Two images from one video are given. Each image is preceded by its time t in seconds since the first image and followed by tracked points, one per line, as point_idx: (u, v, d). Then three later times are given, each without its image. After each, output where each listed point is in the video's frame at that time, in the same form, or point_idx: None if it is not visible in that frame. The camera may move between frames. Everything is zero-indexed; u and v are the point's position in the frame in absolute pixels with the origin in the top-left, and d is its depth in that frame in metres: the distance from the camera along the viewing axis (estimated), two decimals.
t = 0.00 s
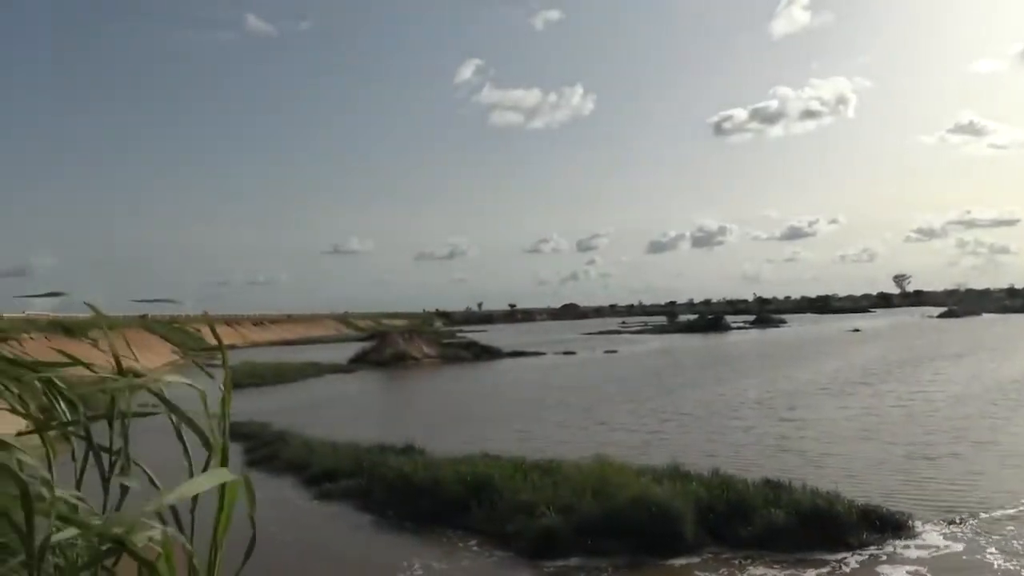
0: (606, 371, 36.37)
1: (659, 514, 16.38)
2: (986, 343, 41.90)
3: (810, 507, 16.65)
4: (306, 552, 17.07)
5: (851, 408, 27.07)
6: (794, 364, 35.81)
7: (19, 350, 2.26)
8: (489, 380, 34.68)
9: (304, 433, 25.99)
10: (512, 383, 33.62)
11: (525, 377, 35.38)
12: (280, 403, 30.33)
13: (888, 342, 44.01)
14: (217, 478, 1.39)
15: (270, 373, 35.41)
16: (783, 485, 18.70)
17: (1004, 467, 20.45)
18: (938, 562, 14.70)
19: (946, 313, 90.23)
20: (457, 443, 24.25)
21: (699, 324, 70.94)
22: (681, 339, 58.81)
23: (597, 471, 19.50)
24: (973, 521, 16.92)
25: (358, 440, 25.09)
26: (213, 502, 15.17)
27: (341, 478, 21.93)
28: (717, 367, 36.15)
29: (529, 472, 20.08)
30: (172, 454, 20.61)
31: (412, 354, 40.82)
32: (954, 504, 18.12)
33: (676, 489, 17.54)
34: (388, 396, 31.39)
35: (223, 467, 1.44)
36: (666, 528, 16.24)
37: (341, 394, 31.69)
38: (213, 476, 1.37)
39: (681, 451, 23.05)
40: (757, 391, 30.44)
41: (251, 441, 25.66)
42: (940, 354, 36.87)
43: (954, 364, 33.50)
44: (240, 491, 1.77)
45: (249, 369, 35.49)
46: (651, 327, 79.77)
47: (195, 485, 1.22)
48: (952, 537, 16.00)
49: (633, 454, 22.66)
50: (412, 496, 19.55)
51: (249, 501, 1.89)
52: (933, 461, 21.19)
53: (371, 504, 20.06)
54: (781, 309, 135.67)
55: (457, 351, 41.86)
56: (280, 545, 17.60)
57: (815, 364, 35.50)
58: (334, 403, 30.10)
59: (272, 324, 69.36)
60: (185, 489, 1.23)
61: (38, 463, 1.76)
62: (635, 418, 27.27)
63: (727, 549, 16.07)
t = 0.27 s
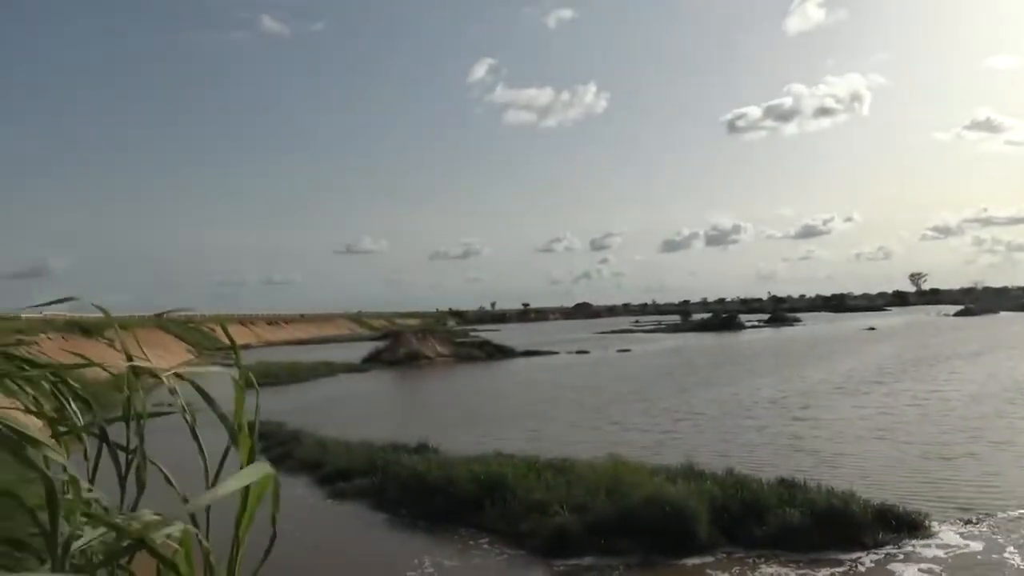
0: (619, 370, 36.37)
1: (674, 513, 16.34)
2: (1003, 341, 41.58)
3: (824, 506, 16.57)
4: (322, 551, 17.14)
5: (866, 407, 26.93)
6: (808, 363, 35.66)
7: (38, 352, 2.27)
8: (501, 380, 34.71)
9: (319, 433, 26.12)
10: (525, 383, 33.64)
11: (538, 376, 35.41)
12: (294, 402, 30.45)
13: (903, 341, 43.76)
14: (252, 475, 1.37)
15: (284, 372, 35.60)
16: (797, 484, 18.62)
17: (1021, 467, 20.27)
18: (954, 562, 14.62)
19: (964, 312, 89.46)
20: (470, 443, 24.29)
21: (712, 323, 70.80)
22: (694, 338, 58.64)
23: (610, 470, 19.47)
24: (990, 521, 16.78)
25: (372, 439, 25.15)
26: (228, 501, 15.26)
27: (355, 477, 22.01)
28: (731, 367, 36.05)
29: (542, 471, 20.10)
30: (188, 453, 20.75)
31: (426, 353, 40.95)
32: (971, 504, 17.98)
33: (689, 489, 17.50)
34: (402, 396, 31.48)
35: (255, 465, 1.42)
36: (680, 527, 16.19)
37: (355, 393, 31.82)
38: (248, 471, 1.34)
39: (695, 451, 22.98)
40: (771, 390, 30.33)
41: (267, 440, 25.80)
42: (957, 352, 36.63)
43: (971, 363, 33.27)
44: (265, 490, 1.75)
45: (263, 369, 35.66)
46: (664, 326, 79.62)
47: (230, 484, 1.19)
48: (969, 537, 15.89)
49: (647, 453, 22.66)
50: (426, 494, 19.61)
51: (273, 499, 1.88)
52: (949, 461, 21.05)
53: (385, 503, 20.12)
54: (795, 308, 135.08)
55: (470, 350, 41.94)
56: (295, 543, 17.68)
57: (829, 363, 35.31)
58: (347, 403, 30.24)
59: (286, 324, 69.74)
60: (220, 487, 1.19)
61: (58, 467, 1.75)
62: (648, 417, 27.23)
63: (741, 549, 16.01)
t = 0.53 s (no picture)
0: (608, 369, 36.42)
1: (661, 511, 16.36)
2: (988, 338, 41.88)
3: (811, 503, 16.62)
4: (310, 553, 17.06)
5: (854, 405, 27.06)
6: (796, 361, 35.81)
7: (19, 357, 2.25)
8: (491, 380, 34.69)
9: (307, 434, 26.04)
10: (514, 383, 33.64)
11: (527, 376, 35.42)
12: (281, 404, 30.31)
13: (891, 338, 44.01)
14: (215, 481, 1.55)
15: (272, 374, 35.47)
16: (784, 481, 18.68)
17: (1006, 462, 20.40)
18: (938, 556, 14.69)
19: (951, 309, 89.98)
20: (459, 443, 24.25)
21: (701, 322, 71.01)
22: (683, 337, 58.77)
23: (598, 469, 19.49)
24: (976, 516, 16.87)
25: (360, 441, 25.08)
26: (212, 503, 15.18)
27: (343, 478, 21.93)
28: (719, 365, 36.15)
29: (530, 470, 20.09)
30: (174, 457, 20.61)
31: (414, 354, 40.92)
32: (956, 499, 18.08)
33: (676, 487, 17.52)
34: (391, 397, 31.42)
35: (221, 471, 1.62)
36: (667, 525, 16.21)
37: (344, 395, 31.74)
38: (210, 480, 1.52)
39: (683, 450, 23.01)
40: (759, 388, 30.43)
41: (254, 442, 25.70)
42: (943, 349, 36.86)
43: (957, 359, 33.49)
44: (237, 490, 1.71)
45: (250, 372, 35.47)
46: (653, 325, 79.79)
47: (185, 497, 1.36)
48: (954, 532, 15.96)
49: (636, 452, 22.69)
50: (415, 495, 19.56)
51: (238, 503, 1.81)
52: (935, 457, 21.17)
53: (374, 504, 20.07)
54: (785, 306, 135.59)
55: (459, 351, 41.91)
56: (283, 546, 17.60)
57: (816, 361, 35.43)
58: (336, 404, 30.18)
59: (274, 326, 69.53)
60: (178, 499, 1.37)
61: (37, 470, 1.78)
62: (637, 416, 27.26)
63: (728, 546, 16.03)
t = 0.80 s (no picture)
0: (570, 370, 36.54)
1: (622, 511, 16.41)
2: (939, 336, 42.95)
3: (769, 500, 16.80)
4: (269, 560, 16.81)
5: (811, 403, 27.49)
6: (754, 360, 36.30)
7: None
8: (453, 383, 34.58)
9: (267, 440, 25.66)
10: (477, 385, 33.57)
11: (489, 378, 35.38)
12: (239, 410, 29.84)
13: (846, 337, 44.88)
14: (189, 490, 1.46)
15: (230, 379, 34.90)
16: (744, 479, 18.86)
17: (957, 457, 20.88)
18: (893, 550, 14.94)
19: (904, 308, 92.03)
20: (420, 446, 24.09)
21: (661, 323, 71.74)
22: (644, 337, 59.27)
23: (560, 470, 19.50)
24: (929, 510, 17.21)
25: (321, 445, 24.80)
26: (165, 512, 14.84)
27: (304, 483, 21.64)
28: (679, 365, 36.47)
29: (492, 472, 20.04)
30: (129, 465, 20.14)
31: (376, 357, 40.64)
32: (910, 494, 18.44)
33: (637, 487, 17.59)
34: (352, 401, 31.14)
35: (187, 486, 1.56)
36: (628, 525, 16.26)
37: (305, 399, 31.37)
38: (184, 487, 1.42)
39: (644, 450, 23.15)
40: (719, 388, 30.77)
41: (212, 449, 25.24)
42: (896, 347, 37.68)
43: (909, 357, 34.25)
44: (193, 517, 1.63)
45: (207, 377, 34.85)
46: (613, 326, 80.40)
47: (162, 500, 1.25)
48: (909, 527, 16.25)
49: (598, 453, 22.78)
50: (376, 498, 19.38)
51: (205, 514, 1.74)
52: (889, 453, 21.58)
53: (335, 509, 19.83)
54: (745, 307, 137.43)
55: (421, 354, 41.71)
56: (242, 553, 17.30)
57: (774, 360, 35.94)
58: (296, 409, 29.81)
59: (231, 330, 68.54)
60: (154, 504, 1.27)
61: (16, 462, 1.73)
62: (599, 417, 27.36)
63: (688, 545, 16.13)
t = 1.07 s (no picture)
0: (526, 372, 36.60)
1: (577, 511, 16.46)
2: (885, 334, 44.02)
3: (722, 498, 17.01)
4: (220, 568, 16.49)
5: (763, 402, 27.94)
6: (707, 360, 36.78)
7: None
8: (409, 385, 34.38)
9: (218, 445, 25.20)
10: (433, 388, 33.42)
11: (446, 380, 35.26)
12: (190, 415, 29.25)
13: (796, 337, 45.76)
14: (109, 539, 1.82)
15: (180, 384, 34.19)
16: (697, 478, 19.07)
17: (903, 453, 21.41)
18: (841, 544, 15.23)
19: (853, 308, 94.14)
20: (375, 450, 23.90)
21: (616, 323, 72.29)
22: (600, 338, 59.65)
23: (515, 471, 19.49)
24: (876, 505, 17.58)
25: (274, 451, 24.44)
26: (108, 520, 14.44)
27: (256, 489, 21.28)
28: (635, 366, 36.77)
29: (448, 475, 19.94)
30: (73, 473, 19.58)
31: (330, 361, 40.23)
32: (857, 490, 18.83)
33: (592, 487, 17.65)
34: (306, 405, 30.76)
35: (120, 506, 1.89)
36: (583, 525, 16.31)
37: (258, 404, 30.90)
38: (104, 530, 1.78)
39: (599, 450, 23.27)
40: (673, 388, 31.10)
41: (162, 455, 24.69)
42: (845, 346, 38.51)
43: (857, 356, 35.03)
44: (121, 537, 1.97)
45: (157, 382, 34.10)
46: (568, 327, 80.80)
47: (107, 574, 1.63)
48: (856, 521, 16.59)
49: (553, 454, 22.83)
50: (330, 503, 19.14)
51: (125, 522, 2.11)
52: (838, 450, 22.04)
53: (288, 514, 19.53)
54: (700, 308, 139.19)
55: (376, 356, 41.39)
56: (192, 561, 16.94)
57: (726, 360, 36.43)
58: (249, 413, 29.35)
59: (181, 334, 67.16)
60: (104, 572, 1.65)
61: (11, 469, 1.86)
62: (555, 419, 27.44)
63: (642, 544, 16.23)
